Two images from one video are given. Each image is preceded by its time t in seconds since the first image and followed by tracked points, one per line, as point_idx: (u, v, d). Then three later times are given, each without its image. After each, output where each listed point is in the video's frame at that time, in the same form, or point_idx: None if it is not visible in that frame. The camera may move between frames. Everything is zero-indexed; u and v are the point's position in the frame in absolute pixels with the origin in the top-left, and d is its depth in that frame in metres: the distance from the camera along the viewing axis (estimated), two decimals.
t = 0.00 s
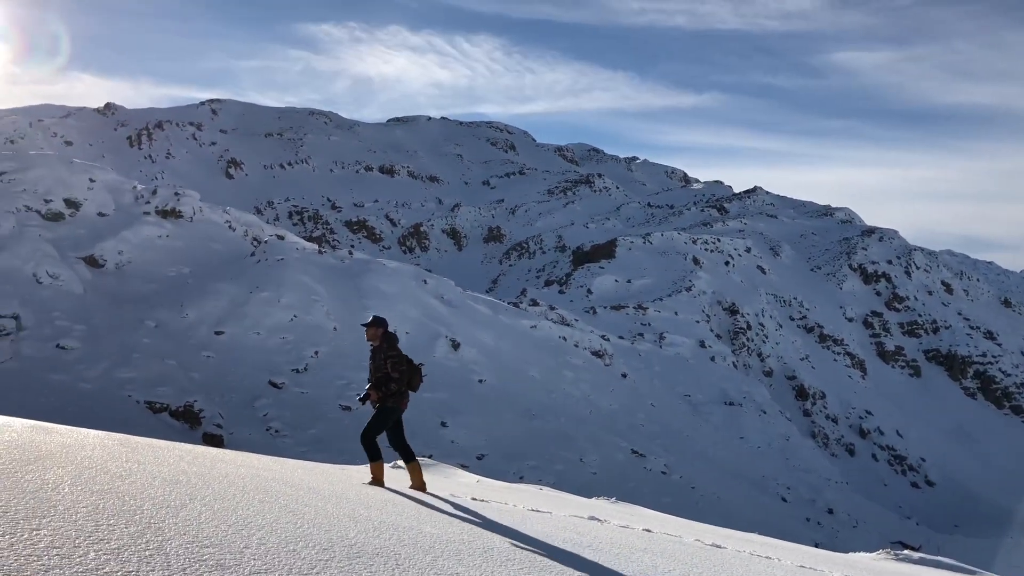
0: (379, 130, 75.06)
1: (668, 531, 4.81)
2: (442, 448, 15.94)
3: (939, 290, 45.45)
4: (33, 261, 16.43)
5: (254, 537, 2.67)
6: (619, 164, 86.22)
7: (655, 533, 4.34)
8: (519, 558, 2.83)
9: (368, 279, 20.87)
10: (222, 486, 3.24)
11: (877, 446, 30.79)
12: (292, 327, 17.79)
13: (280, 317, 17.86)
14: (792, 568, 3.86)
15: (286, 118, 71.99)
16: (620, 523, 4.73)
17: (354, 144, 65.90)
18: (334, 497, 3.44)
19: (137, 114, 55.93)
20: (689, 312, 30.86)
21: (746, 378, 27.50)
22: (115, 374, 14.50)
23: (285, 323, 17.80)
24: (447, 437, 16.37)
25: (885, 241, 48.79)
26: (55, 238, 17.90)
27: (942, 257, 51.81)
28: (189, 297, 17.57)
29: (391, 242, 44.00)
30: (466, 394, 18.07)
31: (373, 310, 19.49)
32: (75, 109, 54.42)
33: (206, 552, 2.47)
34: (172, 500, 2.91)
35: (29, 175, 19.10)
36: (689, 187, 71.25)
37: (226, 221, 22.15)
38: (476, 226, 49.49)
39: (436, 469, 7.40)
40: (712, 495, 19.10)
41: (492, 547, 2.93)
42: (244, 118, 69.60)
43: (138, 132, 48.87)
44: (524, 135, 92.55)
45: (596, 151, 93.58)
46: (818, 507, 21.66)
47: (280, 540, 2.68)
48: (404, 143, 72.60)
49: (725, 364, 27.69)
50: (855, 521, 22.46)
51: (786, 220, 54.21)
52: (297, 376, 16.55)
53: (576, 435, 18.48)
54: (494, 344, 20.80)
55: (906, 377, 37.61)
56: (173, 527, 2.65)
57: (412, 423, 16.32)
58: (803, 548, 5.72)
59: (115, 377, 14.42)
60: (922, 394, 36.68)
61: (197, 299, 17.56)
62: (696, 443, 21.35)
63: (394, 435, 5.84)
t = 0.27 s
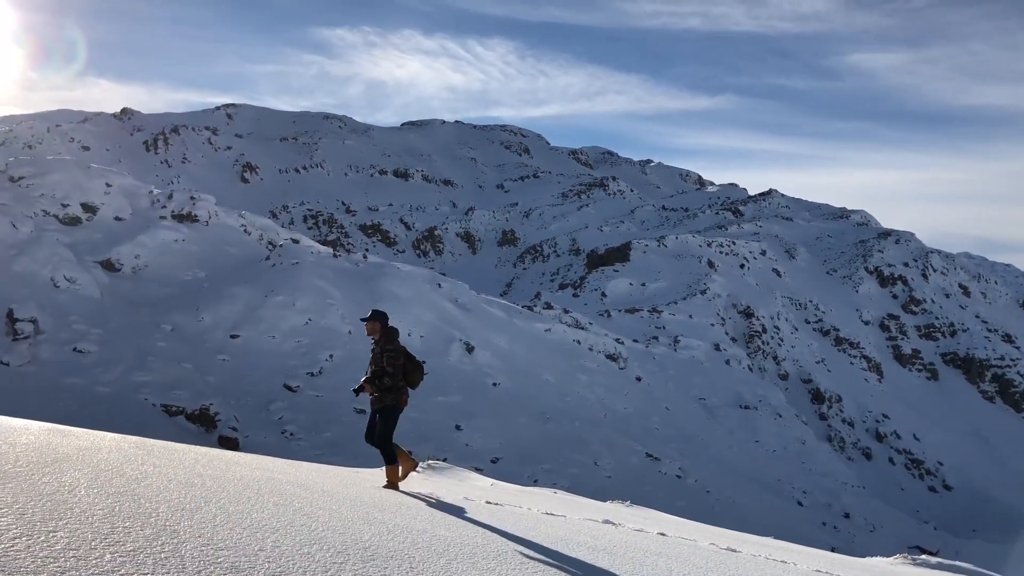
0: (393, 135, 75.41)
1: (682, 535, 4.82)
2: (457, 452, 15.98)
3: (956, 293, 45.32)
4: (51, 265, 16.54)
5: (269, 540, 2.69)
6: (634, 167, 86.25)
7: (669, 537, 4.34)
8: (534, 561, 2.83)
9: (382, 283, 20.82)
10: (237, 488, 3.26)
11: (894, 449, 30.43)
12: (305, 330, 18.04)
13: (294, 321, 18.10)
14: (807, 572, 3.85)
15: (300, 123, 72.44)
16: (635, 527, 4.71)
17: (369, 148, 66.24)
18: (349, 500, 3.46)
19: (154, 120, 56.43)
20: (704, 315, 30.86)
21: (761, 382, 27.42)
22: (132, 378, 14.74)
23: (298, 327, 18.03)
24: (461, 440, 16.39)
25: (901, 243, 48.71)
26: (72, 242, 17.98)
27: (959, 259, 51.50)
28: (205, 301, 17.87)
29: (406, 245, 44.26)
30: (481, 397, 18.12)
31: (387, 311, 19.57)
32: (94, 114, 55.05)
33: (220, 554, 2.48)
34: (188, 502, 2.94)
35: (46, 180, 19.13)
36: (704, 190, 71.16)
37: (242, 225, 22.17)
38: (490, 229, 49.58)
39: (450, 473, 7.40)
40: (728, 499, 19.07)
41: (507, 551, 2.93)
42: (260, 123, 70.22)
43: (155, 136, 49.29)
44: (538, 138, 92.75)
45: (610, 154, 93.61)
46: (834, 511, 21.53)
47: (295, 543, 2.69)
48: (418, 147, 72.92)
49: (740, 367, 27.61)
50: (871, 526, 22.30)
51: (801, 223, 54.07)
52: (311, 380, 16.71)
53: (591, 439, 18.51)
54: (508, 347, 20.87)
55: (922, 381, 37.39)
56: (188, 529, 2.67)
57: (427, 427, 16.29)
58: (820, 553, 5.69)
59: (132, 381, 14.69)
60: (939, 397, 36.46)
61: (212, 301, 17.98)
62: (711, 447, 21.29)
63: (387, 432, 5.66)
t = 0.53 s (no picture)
0: (407, 135, 75.76)
1: (698, 536, 4.82)
2: (472, 452, 16.03)
3: (974, 293, 45.08)
4: (69, 266, 16.77)
5: (285, 539, 2.70)
6: (648, 167, 86.20)
7: (683, 537, 4.35)
8: (551, 561, 2.84)
9: (398, 283, 21.02)
10: (252, 489, 3.27)
11: (911, 450, 30.28)
12: (322, 330, 18.34)
13: (310, 321, 18.39)
14: (824, 574, 3.85)
15: (315, 124, 72.92)
16: (649, 528, 4.73)
17: (383, 149, 66.56)
18: (366, 500, 3.47)
19: (172, 120, 56.99)
20: (719, 316, 30.83)
21: (777, 383, 27.32)
22: (149, 377, 14.83)
23: (315, 327, 18.32)
24: (477, 441, 16.42)
25: (918, 243, 48.52)
26: (90, 243, 18.22)
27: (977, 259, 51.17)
28: (221, 301, 18.05)
29: (420, 245, 44.47)
30: (496, 398, 18.12)
31: (401, 311, 19.64)
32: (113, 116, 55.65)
33: (237, 553, 2.50)
34: (205, 501, 2.96)
35: (64, 181, 19.47)
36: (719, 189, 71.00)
37: (258, 226, 22.24)
38: (505, 230, 49.70)
39: (464, 473, 7.40)
40: (744, 500, 18.99)
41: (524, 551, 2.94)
42: (276, 125, 70.77)
43: (172, 138, 49.78)
44: (553, 139, 92.83)
45: (625, 154, 93.56)
46: (850, 512, 21.28)
47: (310, 542, 2.71)
48: (433, 148, 73.18)
49: (756, 368, 27.55)
50: (889, 528, 22.03)
51: (818, 222, 53.86)
52: (327, 380, 16.88)
53: (605, 440, 18.50)
54: (523, 347, 20.93)
55: (939, 382, 37.14)
56: (205, 528, 2.69)
57: (442, 427, 16.32)
58: (836, 555, 5.68)
59: (150, 380, 14.78)
60: (956, 398, 36.22)
61: (230, 301, 18.17)
62: (726, 448, 21.20)
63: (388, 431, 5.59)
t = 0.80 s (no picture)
0: (424, 135, 76.00)
1: (715, 535, 4.82)
2: (488, 452, 16.14)
3: (993, 292, 44.71)
4: (88, 265, 17.05)
5: (302, 537, 2.72)
6: (664, 166, 86.10)
7: (700, 536, 4.34)
8: (568, 560, 2.84)
9: (414, 282, 21.24)
10: (270, 486, 3.29)
11: (929, 450, 30.03)
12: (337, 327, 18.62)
13: (326, 318, 18.64)
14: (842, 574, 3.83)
15: (332, 124, 73.32)
16: (666, 527, 4.73)
17: (399, 149, 66.80)
18: (383, 499, 3.48)
19: (191, 121, 57.53)
20: (736, 315, 30.72)
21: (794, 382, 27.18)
22: (166, 376, 14.94)
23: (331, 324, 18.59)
24: (492, 440, 16.65)
25: (936, 242, 48.20)
26: (109, 242, 18.48)
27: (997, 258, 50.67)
28: (237, 301, 18.20)
29: (436, 245, 44.60)
30: (511, 398, 18.28)
31: (417, 310, 19.86)
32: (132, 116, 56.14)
33: (254, 551, 2.51)
34: (223, 499, 2.98)
35: (83, 180, 19.73)
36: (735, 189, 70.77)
37: (275, 225, 22.69)
38: (521, 229, 49.75)
39: (479, 472, 7.44)
40: (761, 500, 18.88)
41: (541, 551, 2.94)
42: (293, 125, 71.21)
43: (189, 138, 50.18)
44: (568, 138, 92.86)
45: (640, 153, 93.45)
46: (868, 513, 20.88)
47: (327, 540, 2.72)
48: (448, 147, 73.35)
49: (772, 367, 27.43)
50: (908, 528, 21.68)
51: (835, 221, 53.59)
52: (346, 378, 17.13)
53: (621, 439, 18.48)
54: (538, 346, 20.98)
55: (958, 381, 36.81)
56: (223, 525, 2.70)
57: (457, 427, 16.53)
58: (855, 555, 5.65)
59: (168, 379, 14.90)
60: (975, 398, 35.91)
61: (247, 300, 18.31)
62: (743, 447, 21.02)
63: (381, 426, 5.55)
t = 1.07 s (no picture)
0: (436, 134, 76.15)
1: (731, 535, 4.80)
2: (502, 452, 16.18)
3: (1011, 290, 44.32)
4: (104, 264, 17.34)
5: (316, 535, 2.72)
6: (678, 164, 85.93)
7: (715, 536, 4.33)
8: (580, 560, 2.84)
9: (428, 281, 21.36)
10: (285, 485, 3.31)
11: (946, 449, 29.81)
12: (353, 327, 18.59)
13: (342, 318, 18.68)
14: (860, 573, 3.80)
15: (345, 123, 73.57)
16: (681, 526, 4.71)
17: (412, 148, 66.95)
18: (397, 497, 3.49)
19: (207, 121, 57.93)
20: (751, 314, 30.60)
21: (810, 381, 27.04)
22: (181, 375, 15.06)
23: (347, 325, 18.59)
24: (506, 439, 16.69)
25: (953, 240, 47.84)
26: (124, 242, 18.74)
27: (1015, 255, 50.20)
28: (252, 300, 18.32)
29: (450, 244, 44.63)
30: (525, 397, 18.33)
31: (430, 309, 20.04)
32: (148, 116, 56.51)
33: (270, 549, 2.52)
34: (237, 498, 2.99)
35: (98, 181, 20.06)
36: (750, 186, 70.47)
37: (289, 225, 22.76)
38: (534, 228, 49.78)
39: (494, 471, 7.44)
40: (776, 499, 18.77)
41: (554, 550, 2.94)
42: (307, 124, 71.50)
43: (204, 138, 50.50)
44: (581, 137, 92.73)
45: (654, 151, 93.25)
46: (884, 513, 20.72)
47: (341, 538, 2.73)
48: (461, 146, 73.49)
49: (787, 366, 27.29)
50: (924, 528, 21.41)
51: (851, 219, 53.31)
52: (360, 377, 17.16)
53: (635, 438, 18.45)
54: (551, 344, 21.00)
55: (975, 380, 36.52)
56: (238, 524, 2.72)
57: (471, 426, 16.65)
58: (873, 554, 5.61)
59: (184, 378, 15.03)
60: (992, 397, 35.59)
61: (262, 299, 18.44)
62: (758, 446, 20.92)
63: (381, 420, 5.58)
